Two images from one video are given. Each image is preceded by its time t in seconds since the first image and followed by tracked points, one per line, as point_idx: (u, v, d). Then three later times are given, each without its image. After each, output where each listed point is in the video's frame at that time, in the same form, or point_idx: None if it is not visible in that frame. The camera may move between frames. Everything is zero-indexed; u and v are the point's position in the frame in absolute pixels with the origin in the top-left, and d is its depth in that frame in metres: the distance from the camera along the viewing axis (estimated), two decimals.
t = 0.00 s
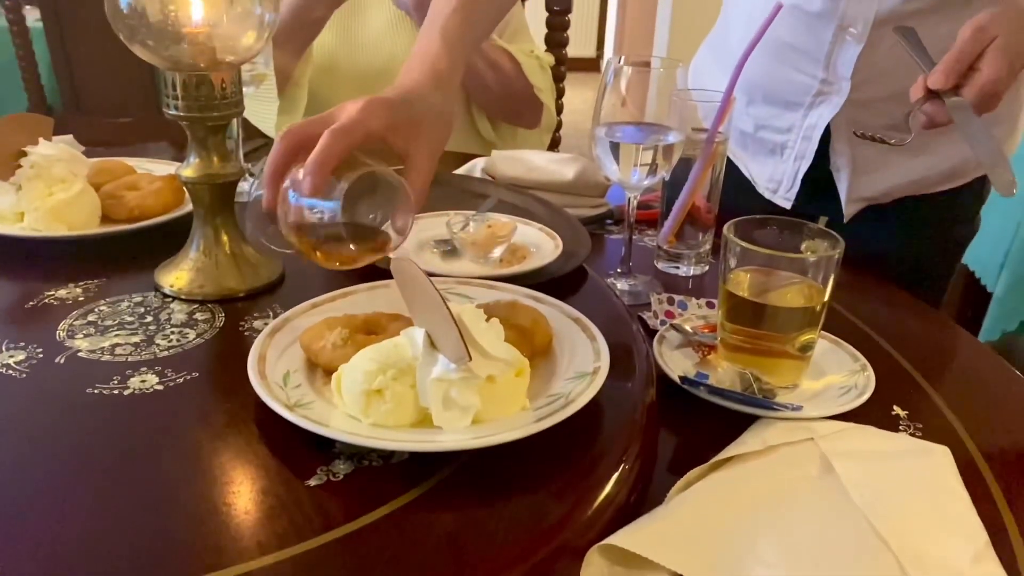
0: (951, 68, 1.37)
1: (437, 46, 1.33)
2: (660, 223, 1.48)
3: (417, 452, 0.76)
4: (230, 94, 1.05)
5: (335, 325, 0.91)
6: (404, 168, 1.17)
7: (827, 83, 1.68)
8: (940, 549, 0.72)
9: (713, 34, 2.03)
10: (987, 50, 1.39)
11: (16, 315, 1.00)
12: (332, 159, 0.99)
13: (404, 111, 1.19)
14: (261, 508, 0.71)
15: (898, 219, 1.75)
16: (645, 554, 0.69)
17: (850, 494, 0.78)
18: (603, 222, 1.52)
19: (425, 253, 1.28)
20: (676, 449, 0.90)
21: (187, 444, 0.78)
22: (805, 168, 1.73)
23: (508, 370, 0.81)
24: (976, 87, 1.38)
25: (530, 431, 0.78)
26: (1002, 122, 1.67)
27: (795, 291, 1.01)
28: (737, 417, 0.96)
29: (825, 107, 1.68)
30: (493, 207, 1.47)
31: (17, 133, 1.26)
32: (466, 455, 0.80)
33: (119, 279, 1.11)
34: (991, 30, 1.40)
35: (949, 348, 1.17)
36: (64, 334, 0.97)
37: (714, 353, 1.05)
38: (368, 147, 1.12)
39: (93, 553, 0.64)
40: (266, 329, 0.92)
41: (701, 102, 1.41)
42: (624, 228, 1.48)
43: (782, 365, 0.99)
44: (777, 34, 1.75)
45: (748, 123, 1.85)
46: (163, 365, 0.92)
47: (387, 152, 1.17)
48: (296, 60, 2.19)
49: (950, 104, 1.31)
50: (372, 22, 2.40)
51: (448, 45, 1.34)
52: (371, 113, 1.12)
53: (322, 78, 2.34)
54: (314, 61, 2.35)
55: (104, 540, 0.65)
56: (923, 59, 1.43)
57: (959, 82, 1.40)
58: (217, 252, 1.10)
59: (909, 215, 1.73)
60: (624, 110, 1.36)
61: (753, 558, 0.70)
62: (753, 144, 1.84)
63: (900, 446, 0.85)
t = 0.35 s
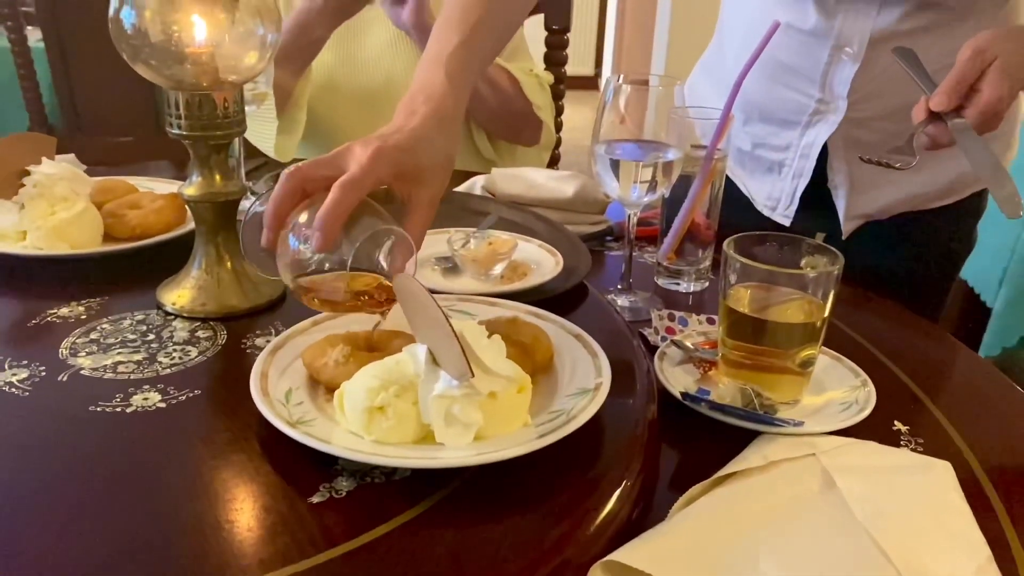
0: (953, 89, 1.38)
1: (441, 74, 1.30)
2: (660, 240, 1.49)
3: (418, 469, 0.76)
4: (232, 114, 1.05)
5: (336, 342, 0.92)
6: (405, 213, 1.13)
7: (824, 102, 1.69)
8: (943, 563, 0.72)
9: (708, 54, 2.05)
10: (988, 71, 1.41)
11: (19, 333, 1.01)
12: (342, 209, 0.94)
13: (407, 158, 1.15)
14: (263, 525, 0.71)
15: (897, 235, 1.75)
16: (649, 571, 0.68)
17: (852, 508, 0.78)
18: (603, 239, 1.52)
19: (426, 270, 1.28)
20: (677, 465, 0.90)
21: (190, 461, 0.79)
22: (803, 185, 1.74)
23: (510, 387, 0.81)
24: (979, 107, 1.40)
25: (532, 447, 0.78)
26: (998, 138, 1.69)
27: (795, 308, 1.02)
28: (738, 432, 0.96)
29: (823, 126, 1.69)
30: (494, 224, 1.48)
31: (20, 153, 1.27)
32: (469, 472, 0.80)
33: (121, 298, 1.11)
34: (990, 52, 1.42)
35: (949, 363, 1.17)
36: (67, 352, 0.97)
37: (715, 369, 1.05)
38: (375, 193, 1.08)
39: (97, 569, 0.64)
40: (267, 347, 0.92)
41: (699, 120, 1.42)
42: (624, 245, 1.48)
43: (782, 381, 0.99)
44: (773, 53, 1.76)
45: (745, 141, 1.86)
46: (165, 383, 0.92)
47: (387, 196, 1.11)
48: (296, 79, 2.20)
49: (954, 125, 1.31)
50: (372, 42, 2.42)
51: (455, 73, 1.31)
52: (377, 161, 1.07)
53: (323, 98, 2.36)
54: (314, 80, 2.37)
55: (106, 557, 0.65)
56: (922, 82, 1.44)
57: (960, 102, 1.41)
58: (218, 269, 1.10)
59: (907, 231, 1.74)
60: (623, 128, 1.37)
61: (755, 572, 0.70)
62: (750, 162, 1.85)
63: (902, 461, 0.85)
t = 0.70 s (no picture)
0: (944, 97, 1.39)
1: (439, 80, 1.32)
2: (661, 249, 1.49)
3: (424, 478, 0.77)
4: (237, 125, 1.06)
5: (341, 352, 0.92)
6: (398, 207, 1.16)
7: (823, 112, 1.71)
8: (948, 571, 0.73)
9: (709, 64, 2.06)
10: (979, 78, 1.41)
11: (23, 343, 1.01)
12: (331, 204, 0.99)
13: (396, 150, 1.16)
14: (270, 534, 0.71)
15: (897, 244, 1.76)
16: None
17: (856, 517, 0.78)
18: (604, 248, 1.52)
19: (428, 280, 1.28)
20: (681, 473, 0.90)
21: (196, 471, 0.79)
22: (803, 195, 1.76)
23: (514, 396, 0.81)
24: (970, 114, 1.40)
25: (537, 456, 0.78)
26: (997, 148, 1.69)
27: (797, 316, 1.02)
28: (741, 441, 0.96)
29: (822, 136, 1.70)
30: (495, 234, 1.49)
31: (24, 163, 1.28)
32: (474, 480, 0.80)
33: (126, 308, 1.11)
34: (982, 58, 1.42)
35: (951, 372, 1.17)
36: (71, 362, 0.97)
37: (717, 378, 1.06)
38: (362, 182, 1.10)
39: None
40: (272, 356, 0.92)
41: (699, 131, 1.43)
42: (625, 255, 1.49)
43: (784, 390, 0.99)
44: (772, 63, 1.78)
45: (745, 150, 1.88)
46: (170, 393, 0.92)
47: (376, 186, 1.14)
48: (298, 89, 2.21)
49: (942, 132, 1.32)
50: (372, 53, 2.43)
51: (450, 79, 1.33)
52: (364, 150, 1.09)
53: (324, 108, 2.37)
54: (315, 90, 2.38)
55: (111, 566, 0.65)
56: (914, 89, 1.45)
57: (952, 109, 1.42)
58: (222, 280, 1.10)
59: (908, 240, 1.75)
60: (624, 138, 1.38)
61: None
62: (750, 172, 1.87)
63: (905, 470, 0.85)
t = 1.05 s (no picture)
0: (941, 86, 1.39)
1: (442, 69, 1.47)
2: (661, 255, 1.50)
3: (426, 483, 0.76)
4: (238, 131, 1.06)
5: (343, 357, 0.92)
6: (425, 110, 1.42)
7: (823, 113, 1.71)
8: None
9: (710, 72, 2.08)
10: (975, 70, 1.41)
11: (25, 349, 1.01)
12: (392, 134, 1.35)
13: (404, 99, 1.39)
14: (271, 540, 0.71)
15: (897, 250, 1.76)
16: None
17: (858, 522, 0.78)
18: (604, 254, 1.52)
19: (429, 285, 1.28)
20: (682, 478, 0.90)
21: (198, 476, 0.79)
22: (803, 198, 1.75)
23: (516, 400, 0.81)
24: (967, 104, 1.40)
25: (539, 461, 0.78)
26: (996, 154, 1.70)
27: (798, 322, 1.02)
28: (742, 446, 0.96)
29: (822, 138, 1.71)
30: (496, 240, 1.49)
31: (27, 169, 1.28)
32: (476, 486, 0.80)
33: (127, 313, 1.11)
34: (978, 50, 1.42)
35: (953, 378, 1.17)
36: (73, 367, 0.97)
37: (718, 384, 1.06)
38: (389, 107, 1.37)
39: None
40: (273, 361, 0.92)
41: (700, 136, 1.43)
42: (625, 260, 1.49)
43: (785, 395, 0.99)
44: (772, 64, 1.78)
45: (746, 153, 1.88)
46: (172, 399, 0.92)
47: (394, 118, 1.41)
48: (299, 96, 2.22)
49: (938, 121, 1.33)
50: (373, 59, 2.44)
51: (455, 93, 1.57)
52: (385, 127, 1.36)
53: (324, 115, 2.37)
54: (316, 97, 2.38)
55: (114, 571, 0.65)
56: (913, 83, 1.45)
57: (948, 100, 1.41)
58: (223, 285, 1.10)
59: (907, 246, 1.75)
60: (624, 144, 1.38)
61: None
62: (750, 175, 1.87)
63: (907, 474, 0.85)
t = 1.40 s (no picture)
0: (910, 60, 1.41)
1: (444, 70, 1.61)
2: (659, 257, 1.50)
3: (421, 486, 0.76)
4: (234, 132, 1.05)
5: (339, 359, 0.92)
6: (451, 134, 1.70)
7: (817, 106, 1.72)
8: None
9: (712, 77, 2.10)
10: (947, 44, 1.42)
11: (20, 351, 1.01)
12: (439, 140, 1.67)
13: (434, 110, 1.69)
14: (266, 542, 0.70)
15: (894, 253, 1.76)
16: None
17: (854, 523, 0.78)
18: (600, 258, 1.53)
19: (426, 287, 1.28)
20: (679, 480, 0.90)
21: (192, 478, 0.78)
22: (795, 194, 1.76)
23: (513, 402, 0.81)
24: (935, 75, 1.40)
25: (535, 462, 0.78)
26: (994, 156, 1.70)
27: (795, 323, 1.02)
28: (739, 448, 0.96)
29: (814, 132, 1.71)
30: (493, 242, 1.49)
31: (25, 173, 1.28)
32: (471, 488, 0.80)
33: (123, 315, 1.11)
34: (952, 25, 1.43)
35: (952, 382, 1.17)
36: (67, 369, 0.97)
37: (715, 385, 1.06)
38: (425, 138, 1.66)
39: None
40: (269, 363, 0.92)
41: (699, 136, 1.43)
42: (623, 263, 1.49)
43: (781, 397, 0.99)
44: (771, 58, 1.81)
45: (742, 149, 1.89)
46: (167, 401, 0.92)
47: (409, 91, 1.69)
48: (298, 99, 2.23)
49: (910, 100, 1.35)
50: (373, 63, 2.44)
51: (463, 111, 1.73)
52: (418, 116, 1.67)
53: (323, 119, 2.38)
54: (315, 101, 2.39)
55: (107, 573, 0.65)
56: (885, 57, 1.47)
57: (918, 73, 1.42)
58: (219, 287, 1.10)
59: (905, 249, 1.75)
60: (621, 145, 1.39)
61: None
62: (748, 172, 1.88)
63: (903, 476, 0.85)
